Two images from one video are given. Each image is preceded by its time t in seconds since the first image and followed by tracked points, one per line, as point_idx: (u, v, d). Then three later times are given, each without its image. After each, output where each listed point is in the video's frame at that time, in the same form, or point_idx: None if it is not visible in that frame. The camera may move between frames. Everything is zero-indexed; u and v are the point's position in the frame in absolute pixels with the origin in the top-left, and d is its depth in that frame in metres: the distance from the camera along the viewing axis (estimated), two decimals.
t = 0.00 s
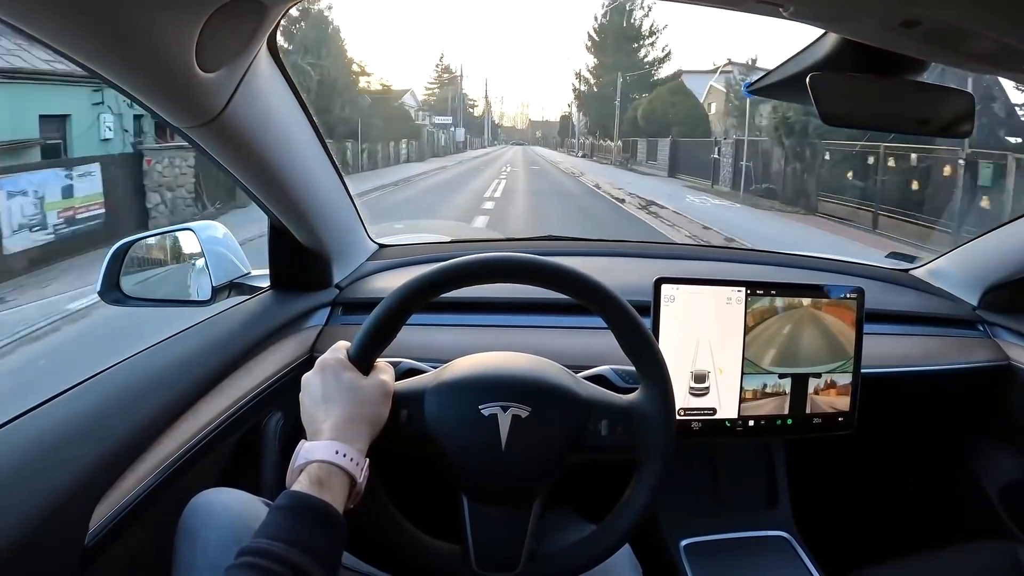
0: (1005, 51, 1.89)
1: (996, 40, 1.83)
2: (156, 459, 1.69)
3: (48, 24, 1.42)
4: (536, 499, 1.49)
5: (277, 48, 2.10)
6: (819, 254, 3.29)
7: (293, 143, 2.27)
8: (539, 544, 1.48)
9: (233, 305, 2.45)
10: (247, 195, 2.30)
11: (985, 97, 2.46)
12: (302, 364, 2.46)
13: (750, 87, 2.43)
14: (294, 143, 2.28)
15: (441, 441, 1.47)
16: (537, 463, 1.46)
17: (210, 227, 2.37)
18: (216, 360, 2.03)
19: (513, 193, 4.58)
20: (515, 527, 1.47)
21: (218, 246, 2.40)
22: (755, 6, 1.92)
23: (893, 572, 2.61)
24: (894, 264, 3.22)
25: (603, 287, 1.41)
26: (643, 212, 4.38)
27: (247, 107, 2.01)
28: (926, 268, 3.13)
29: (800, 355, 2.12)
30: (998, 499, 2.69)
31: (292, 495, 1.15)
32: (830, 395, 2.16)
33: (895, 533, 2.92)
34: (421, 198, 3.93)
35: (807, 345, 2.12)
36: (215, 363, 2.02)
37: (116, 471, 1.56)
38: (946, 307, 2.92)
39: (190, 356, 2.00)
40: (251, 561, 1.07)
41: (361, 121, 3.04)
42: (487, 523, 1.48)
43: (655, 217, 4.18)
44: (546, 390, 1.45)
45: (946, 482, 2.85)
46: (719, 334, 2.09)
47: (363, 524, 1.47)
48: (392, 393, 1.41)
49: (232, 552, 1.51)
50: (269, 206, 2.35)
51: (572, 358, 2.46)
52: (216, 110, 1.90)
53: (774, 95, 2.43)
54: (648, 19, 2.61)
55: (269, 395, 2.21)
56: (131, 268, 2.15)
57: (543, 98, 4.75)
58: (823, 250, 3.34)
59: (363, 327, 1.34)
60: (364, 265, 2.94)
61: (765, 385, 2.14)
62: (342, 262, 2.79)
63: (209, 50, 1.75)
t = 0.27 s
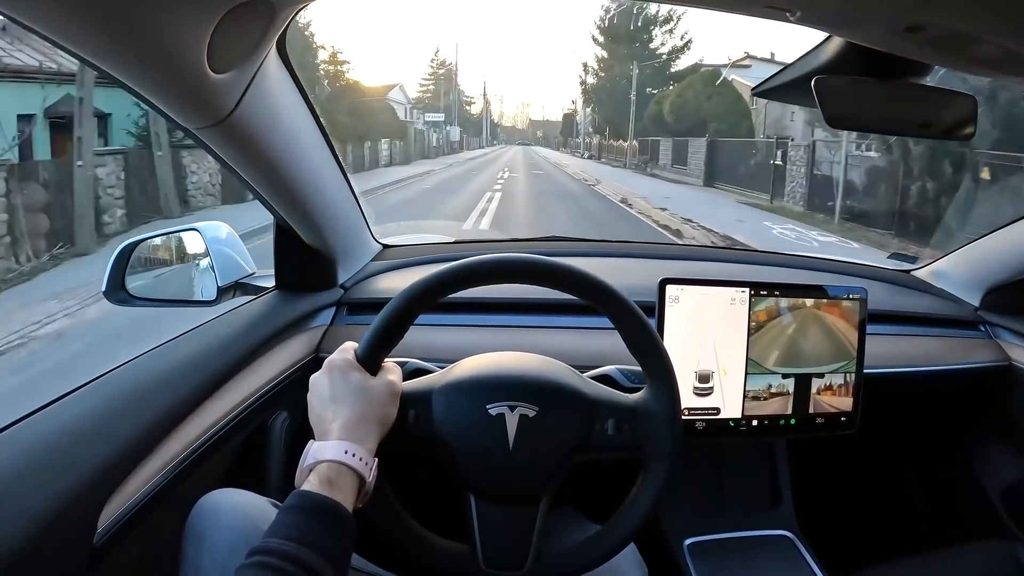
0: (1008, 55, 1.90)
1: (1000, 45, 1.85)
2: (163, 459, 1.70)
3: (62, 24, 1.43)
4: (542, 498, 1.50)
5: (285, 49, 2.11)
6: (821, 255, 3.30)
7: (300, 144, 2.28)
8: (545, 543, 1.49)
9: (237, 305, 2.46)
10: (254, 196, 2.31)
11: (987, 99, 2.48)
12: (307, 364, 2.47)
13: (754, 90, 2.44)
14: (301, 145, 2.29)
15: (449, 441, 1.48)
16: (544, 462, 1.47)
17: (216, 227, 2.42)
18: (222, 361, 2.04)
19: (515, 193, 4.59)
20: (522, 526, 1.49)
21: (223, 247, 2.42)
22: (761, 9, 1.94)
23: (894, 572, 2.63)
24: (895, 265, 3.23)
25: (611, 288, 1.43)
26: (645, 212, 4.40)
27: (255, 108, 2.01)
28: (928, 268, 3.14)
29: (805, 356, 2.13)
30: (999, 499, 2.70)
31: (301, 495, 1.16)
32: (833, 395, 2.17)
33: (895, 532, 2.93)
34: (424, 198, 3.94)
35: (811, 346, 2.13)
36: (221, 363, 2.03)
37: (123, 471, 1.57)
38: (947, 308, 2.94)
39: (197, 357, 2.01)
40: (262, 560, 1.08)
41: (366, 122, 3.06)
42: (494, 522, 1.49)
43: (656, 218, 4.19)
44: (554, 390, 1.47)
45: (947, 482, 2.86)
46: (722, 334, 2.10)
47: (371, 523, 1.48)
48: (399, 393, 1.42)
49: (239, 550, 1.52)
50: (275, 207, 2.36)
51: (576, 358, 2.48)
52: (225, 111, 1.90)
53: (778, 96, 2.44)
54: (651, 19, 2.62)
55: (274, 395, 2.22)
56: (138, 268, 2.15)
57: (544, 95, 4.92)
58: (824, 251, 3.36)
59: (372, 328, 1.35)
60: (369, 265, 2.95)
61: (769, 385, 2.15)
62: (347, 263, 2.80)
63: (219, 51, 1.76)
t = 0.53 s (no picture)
0: (1003, 56, 1.91)
1: (994, 46, 1.86)
2: (164, 456, 1.71)
3: (65, 25, 1.44)
4: (539, 495, 1.51)
5: (286, 50, 2.13)
6: (818, 254, 3.32)
7: (300, 144, 2.30)
8: (542, 539, 1.51)
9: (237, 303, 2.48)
10: (254, 195, 2.32)
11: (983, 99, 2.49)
12: (307, 362, 2.48)
13: (752, 90, 2.46)
14: (301, 145, 2.31)
15: (447, 438, 1.49)
16: (541, 459, 1.49)
17: (218, 227, 2.41)
18: (223, 359, 2.06)
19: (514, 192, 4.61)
20: (519, 522, 1.50)
21: (225, 246, 2.43)
22: (757, 11, 1.95)
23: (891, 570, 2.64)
24: (893, 264, 3.24)
25: (608, 287, 1.44)
26: (643, 212, 4.41)
27: (256, 109, 2.03)
28: (926, 268, 3.14)
29: (803, 354, 2.14)
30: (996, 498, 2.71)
31: (300, 491, 1.18)
32: (830, 394, 2.18)
33: (893, 531, 2.94)
34: (423, 197, 3.96)
35: (807, 344, 2.14)
36: (221, 362, 2.05)
37: (125, 468, 1.59)
38: (945, 307, 2.95)
39: (197, 355, 2.03)
40: (261, 555, 1.09)
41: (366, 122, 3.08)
42: (491, 518, 1.50)
43: (655, 217, 4.21)
44: (550, 388, 1.48)
45: (945, 481, 2.87)
46: (719, 333, 2.11)
47: (369, 519, 1.50)
48: (397, 391, 1.43)
49: (239, 546, 1.54)
50: (276, 207, 2.37)
51: (575, 357, 2.49)
52: (225, 112, 1.92)
53: (775, 97, 2.45)
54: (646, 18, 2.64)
55: (274, 393, 2.24)
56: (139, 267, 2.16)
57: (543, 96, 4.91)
58: (822, 250, 3.37)
59: (370, 327, 1.37)
60: (369, 264, 2.97)
61: (766, 384, 2.16)
62: (347, 261, 2.82)
63: (220, 52, 1.77)
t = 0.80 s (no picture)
0: (1007, 55, 1.91)
1: (998, 44, 1.85)
2: (166, 454, 1.70)
3: (70, 20, 1.44)
4: (544, 494, 1.51)
5: (289, 47, 2.12)
6: (820, 253, 3.32)
7: (303, 141, 2.29)
8: (547, 538, 1.51)
9: (239, 301, 2.47)
10: (257, 193, 2.32)
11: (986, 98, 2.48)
12: (309, 360, 2.48)
13: (755, 88, 2.45)
14: (304, 142, 2.30)
15: (452, 437, 1.48)
16: (546, 458, 1.48)
17: (221, 225, 2.41)
18: (225, 357, 2.05)
19: (514, 190, 4.61)
20: (524, 522, 1.50)
21: (227, 244, 2.43)
22: (762, 10, 1.95)
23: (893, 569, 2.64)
24: (895, 264, 3.24)
25: (614, 285, 1.43)
26: (644, 211, 4.42)
27: (259, 107, 2.03)
28: (927, 268, 3.14)
29: (806, 354, 2.14)
30: (998, 497, 2.71)
31: (305, 491, 1.17)
32: (833, 393, 2.18)
33: (895, 529, 2.94)
34: (424, 196, 3.96)
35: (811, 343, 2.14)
36: (223, 360, 2.04)
37: (126, 467, 1.58)
38: (947, 307, 2.95)
39: (199, 353, 2.02)
40: (266, 555, 1.09)
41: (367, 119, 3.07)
42: (496, 517, 1.50)
43: (656, 216, 4.22)
44: (555, 386, 1.47)
45: (946, 480, 2.87)
46: (722, 331, 2.11)
47: (374, 518, 1.49)
48: (402, 389, 1.43)
49: (243, 546, 1.53)
50: (278, 205, 2.37)
51: (577, 356, 2.49)
52: (228, 109, 1.91)
53: (778, 96, 2.45)
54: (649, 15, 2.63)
55: (276, 392, 2.23)
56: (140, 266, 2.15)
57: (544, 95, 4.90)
58: (824, 249, 3.38)
59: (374, 325, 1.36)
60: (371, 262, 2.96)
61: (769, 383, 2.16)
62: (349, 260, 2.81)
63: (224, 48, 1.77)
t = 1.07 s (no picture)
0: (1006, 55, 1.90)
1: (997, 44, 1.85)
2: (163, 455, 1.70)
3: (67, 21, 1.44)
4: (541, 495, 1.51)
5: (286, 47, 2.12)
6: (819, 254, 3.31)
7: (300, 142, 2.29)
8: (544, 539, 1.50)
9: (237, 302, 2.47)
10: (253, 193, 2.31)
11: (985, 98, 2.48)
12: (307, 361, 2.47)
13: (753, 88, 2.45)
14: (301, 143, 2.30)
15: (448, 439, 1.48)
16: (543, 460, 1.48)
17: (220, 226, 2.42)
18: (222, 358, 2.05)
19: (513, 191, 4.60)
20: (521, 524, 1.49)
21: (224, 245, 2.43)
22: (761, 10, 1.94)
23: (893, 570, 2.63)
24: (894, 264, 3.23)
25: (610, 287, 1.43)
26: (643, 211, 4.41)
27: (256, 107, 2.02)
28: (926, 268, 3.14)
29: (804, 354, 2.14)
30: (997, 498, 2.71)
31: (301, 493, 1.17)
32: (831, 394, 2.18)
33: (893, 531, 2.94)
34: (423, 196, 3.96)
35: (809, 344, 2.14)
36: (221, 360, 2.04)
37: (123, 467, 1.58)
38: (946, 307, 2.94)
39: (196, 354, 2.01)
40: (262, 557, 1.08)
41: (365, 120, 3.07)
42: (493, 519, 1.50)
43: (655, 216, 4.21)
44: (552, 387, 1.47)
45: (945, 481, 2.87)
46: (720, 332, 2.10)
47: (370, 520, 1.49)
48: (398, 391, 1.42)
49: (239, 548, 1.53)
50: (276, 206, 2.36)
51: (575, 356, 2.48)
52: (225, 110, 1.91)
53: (776, 96, 2.44)
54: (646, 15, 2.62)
55: (274, 393, 2.23)
56: (137, 267, 2.15)
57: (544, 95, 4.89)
58: (823, 250, 3.37)
59: (370, 326, 1.36)
60: (368, 263, 2.96)
61: (767, 384, 2.15)
62: (347, 261, 2.81)
63: (221, 49, 1.77)
